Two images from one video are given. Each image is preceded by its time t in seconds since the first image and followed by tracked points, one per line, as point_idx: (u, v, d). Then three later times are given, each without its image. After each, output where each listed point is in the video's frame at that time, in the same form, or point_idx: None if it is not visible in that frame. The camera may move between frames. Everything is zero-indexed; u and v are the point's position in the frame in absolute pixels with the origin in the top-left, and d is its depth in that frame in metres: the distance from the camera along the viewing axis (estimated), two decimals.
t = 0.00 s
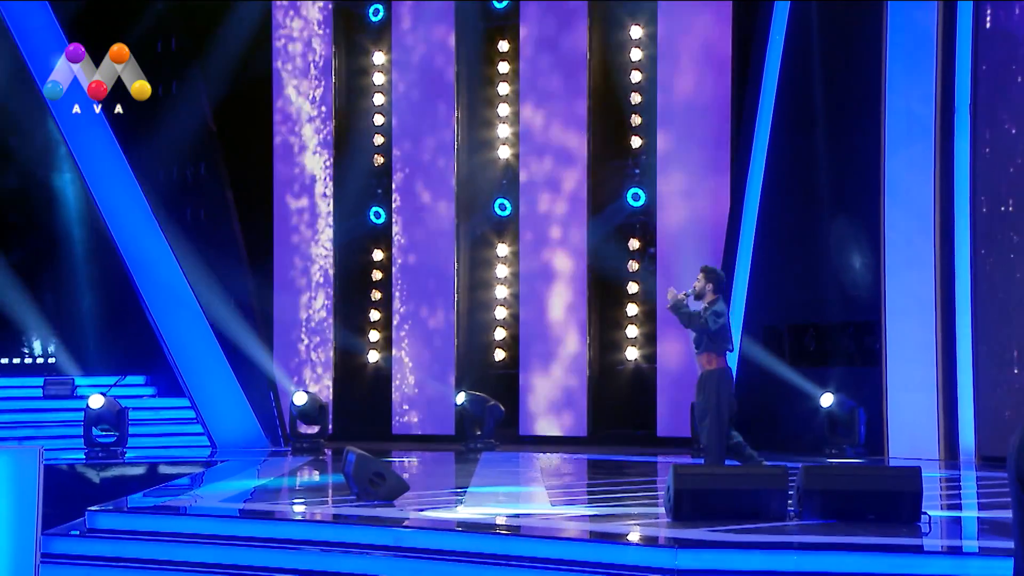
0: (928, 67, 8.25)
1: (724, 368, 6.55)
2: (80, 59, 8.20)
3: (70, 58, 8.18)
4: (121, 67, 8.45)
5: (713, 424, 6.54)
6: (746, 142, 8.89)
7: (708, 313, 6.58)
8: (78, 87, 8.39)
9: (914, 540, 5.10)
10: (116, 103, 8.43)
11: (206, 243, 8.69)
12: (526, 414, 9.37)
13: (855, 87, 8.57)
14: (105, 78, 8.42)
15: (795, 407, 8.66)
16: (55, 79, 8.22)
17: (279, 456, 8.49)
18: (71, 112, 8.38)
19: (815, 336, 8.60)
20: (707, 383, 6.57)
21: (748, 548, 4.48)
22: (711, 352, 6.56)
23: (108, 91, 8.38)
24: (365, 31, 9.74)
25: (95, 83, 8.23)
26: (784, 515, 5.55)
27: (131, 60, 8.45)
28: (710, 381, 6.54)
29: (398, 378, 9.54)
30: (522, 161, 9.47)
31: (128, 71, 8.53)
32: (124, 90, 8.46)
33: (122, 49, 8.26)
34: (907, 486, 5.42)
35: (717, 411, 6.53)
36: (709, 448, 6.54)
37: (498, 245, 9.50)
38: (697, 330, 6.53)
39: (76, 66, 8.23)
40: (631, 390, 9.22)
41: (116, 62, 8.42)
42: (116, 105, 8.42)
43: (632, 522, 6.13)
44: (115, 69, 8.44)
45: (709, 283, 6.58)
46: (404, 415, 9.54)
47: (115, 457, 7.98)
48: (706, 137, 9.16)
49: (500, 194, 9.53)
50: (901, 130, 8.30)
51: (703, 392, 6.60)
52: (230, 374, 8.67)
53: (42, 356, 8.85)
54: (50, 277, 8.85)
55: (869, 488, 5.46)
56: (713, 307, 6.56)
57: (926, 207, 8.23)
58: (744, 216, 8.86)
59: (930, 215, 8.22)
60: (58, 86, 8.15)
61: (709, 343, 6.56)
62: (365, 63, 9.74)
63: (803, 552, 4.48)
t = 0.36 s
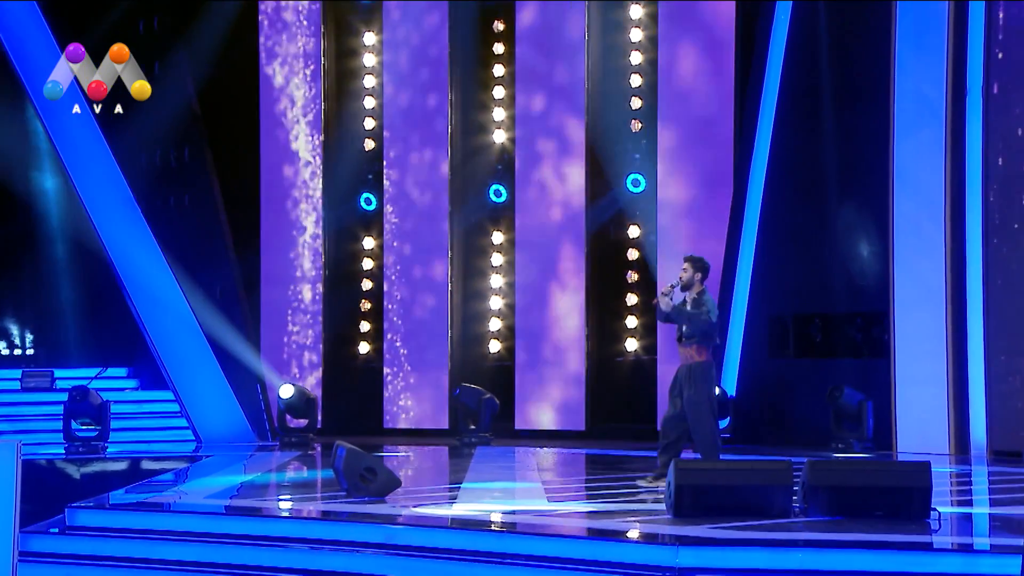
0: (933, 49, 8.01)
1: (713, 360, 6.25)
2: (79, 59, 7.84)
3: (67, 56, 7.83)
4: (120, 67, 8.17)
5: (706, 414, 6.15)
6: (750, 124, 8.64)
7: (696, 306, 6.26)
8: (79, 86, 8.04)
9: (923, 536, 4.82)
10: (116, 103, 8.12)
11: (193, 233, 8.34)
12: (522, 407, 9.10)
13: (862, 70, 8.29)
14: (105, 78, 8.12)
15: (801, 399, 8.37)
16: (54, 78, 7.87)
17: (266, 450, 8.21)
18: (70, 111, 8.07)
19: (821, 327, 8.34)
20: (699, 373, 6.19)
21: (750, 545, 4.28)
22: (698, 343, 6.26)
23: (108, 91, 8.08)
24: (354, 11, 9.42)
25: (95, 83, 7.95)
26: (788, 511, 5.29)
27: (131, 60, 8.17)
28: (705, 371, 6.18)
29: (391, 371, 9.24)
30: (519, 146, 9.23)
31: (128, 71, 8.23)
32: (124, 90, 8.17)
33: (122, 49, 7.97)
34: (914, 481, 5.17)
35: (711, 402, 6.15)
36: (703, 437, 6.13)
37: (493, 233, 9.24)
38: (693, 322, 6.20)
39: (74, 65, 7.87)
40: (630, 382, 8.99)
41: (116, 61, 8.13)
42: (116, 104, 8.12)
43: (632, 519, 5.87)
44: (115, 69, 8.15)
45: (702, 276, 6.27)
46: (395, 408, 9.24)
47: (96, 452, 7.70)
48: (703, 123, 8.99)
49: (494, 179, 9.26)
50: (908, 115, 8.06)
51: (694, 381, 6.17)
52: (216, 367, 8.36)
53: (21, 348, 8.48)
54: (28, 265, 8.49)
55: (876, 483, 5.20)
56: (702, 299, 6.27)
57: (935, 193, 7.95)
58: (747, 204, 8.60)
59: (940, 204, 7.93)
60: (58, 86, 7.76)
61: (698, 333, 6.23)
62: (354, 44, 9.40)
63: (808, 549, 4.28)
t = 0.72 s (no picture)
0: (946, 32, 7.86)
1: (688, 354, 5.99)
2: (80, 59, 7.66)
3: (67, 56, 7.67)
4: (121, 67, 7.93)
5: (694, 411, 5.88)
6: (756, 109, 8.19)
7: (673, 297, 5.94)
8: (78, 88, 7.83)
9: (936, 535, 4.55)
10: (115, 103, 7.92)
11: (177, 222, 8.06)
12: (520, 400, 8.84)
13: (873, 50, 7.98)
14: (105, 78, 7.90)
15: (807, 393, 8.05)
16: (55, 78, 7.67)
17: (255, 445, 7.94)
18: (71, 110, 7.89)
19: (830, 317, 7.97)
20: (681, 366, 5.91)
21: (755, 543, 4.17)
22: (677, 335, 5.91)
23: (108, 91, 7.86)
24: None
25: (95, 83, 7.77)
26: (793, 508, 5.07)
27: (131, 59, 7.92)
28: (686, 365, 5.92)
29: (382, 353, 8.98)
30: (516, 130, 8.92)
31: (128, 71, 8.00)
32: (124, 91, 7.94)
33: (122, 49, 7.73)
34: (929, 476, 4.91)
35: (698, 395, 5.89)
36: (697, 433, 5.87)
37: (490, 221, 8.95)
38: (672, 322, 5.90)
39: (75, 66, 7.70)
40: (633, 374, 8.66)
41: (116, 61, 7.89)
42: (116, 104, 7.92)
43: (635, 515, 5.57)
44: (115, 69, 7.91)
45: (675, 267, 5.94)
46: (390, 401, 8.99)
47: (79, 447, 7.43)
48: (713, 105, 8.59)
49: (491, 166, 8.98)
50: (920, 99, 7.86)
51: (681, 374, 5.88)
52: (202, 356, 8.12)
53: None
54: (8, 255, 8.03)
55: (889, 480, 4.95)
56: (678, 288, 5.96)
57: (948, 177, 7.77)
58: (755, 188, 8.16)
59: (954, 187, 7.75)
60: (58, 86, 7.56)
61: (677, 327, 5.91)
62: (348, 24, 9.18)
63: (814, 547, 4.15)
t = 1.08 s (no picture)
0: (962, 9, 7.45)
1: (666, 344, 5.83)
2: (79, 59, 7.39)
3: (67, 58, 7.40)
4: (121, 66, 7.67)
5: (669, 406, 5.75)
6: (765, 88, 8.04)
7: (652, 284, 5.78)
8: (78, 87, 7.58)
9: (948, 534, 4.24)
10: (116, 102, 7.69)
11: (165, 212, 7.78)
12: (519, 393, 8.57)
13: (885, 31, 7.70)
14: (105, 78, 7.64)
15: (818, 386, 7.79)
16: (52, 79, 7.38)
17: (245, 441, 7.67)
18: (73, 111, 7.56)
19: (840, 308, 7.75)
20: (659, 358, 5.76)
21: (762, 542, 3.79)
22: (657, 321, 5.78)
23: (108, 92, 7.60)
24: None
25: (95, 83, 7.44)
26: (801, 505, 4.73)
27: (131, 59, 7.66)
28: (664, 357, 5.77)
29: (378, 344, 8.72)
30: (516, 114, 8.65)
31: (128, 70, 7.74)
32: (125, 91, 7.70)
33: (122, 50, 7.46)
34: (945, 472, 4.58)
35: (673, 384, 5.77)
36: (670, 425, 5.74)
37: (488, 209, 8.67)
38: (676, 308, 5.71)
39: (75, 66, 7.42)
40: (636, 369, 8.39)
41: (116, 61, 7.61)
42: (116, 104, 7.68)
43: (638, 513, 5.28)
44: (115, 69, 7.65)
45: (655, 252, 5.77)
46: (385, 395, 8.72)
47: (61, 442, 7.17)
48: (719, 84, 8.32)
49: (489, 151, 8.69)
50: (938, 79, 7.49)
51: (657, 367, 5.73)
52: (190, 348, 7.82)
53: None
54: None
55: (901, 476, 4.62)
56: (656, 275, 5.80)
57: (965, 160, 7.38)
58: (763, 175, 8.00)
59: (971, 172, 7.35)
60: (58, 86, 7.23)
61: (659, 313, 5.76)
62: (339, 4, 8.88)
63: (826, 546, 3.76)
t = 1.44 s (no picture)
0: None
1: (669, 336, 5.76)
2: (79, 59, 7.23)
3: (67, 55, 7.20)
4: (121, 66, 7.40)
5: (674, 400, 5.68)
6: (774, 78, 7.73)
7: (657, 280, 5.68)
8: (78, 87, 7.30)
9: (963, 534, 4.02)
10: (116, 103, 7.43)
11: (152, 201, 7.50)
12: (519, 388, 8.30)
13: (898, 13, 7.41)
14: (105, 78, 7.38)
15: (829, 382, 7.52)
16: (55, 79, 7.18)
17: (234, 438, 7.41)
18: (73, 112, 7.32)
19: (851, 301, 7.46)
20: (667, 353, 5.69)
21: (770, 543, 3.80)
22: (664, 315, 5.69)
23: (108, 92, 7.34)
24: None
25: (94, 83, 7.26)
26: (812, 504, 4.64)
27: (131, 59, 7.40)
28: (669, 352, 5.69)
29: (374, 339, 8.46)
30: (515, 98, 8.33)
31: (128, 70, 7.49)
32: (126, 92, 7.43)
33: (123, 49, 7.26)
34: (961, 472, 4.51)
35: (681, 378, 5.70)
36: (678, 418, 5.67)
37: (488, 198, 8.39)
38: (683, 299, 5.65)
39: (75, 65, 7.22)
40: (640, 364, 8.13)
41: (116, 61, 7.36)
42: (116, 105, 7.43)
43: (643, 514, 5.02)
44: (115, 68, 7.39)
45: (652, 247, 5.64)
46: (382, 392, 8.46)
47: (45, 441, 6.92)
48: (726, 69, 8.04)
49: (488, 139, 8.38)
50: (953, 64, 7.22)
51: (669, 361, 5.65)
52: (177, 343, 7.54)
53: None
54: None
55: (916, 475, 4.55)
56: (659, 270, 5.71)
57: (981, 150, 7.12)
58: (771, 161, 7.73)
59: (987, 161, 7.10)
60: (58, 87, 7.10)
61: (666, 307, 5.68)
62: None
63: (836, 547, 3.77)
